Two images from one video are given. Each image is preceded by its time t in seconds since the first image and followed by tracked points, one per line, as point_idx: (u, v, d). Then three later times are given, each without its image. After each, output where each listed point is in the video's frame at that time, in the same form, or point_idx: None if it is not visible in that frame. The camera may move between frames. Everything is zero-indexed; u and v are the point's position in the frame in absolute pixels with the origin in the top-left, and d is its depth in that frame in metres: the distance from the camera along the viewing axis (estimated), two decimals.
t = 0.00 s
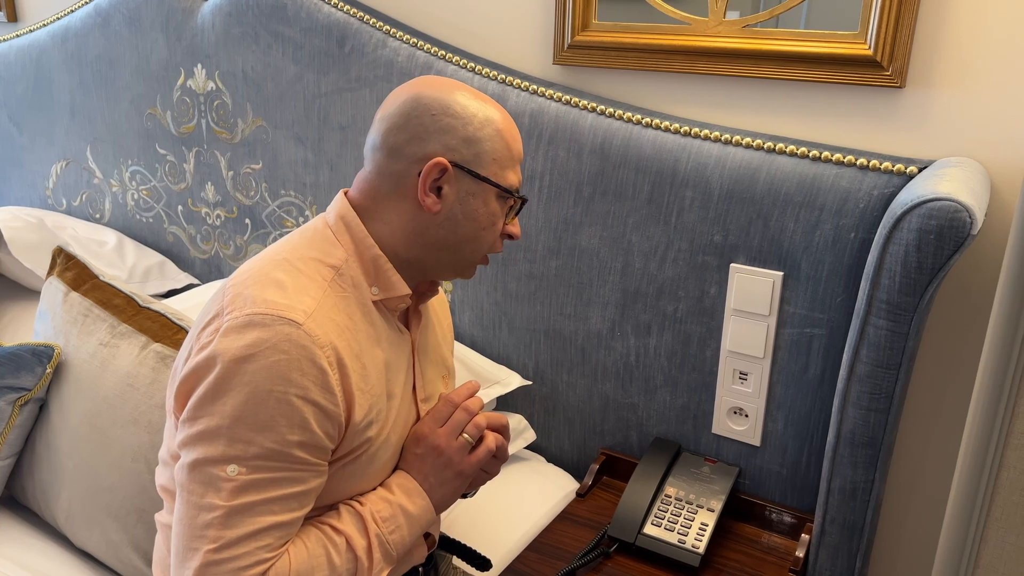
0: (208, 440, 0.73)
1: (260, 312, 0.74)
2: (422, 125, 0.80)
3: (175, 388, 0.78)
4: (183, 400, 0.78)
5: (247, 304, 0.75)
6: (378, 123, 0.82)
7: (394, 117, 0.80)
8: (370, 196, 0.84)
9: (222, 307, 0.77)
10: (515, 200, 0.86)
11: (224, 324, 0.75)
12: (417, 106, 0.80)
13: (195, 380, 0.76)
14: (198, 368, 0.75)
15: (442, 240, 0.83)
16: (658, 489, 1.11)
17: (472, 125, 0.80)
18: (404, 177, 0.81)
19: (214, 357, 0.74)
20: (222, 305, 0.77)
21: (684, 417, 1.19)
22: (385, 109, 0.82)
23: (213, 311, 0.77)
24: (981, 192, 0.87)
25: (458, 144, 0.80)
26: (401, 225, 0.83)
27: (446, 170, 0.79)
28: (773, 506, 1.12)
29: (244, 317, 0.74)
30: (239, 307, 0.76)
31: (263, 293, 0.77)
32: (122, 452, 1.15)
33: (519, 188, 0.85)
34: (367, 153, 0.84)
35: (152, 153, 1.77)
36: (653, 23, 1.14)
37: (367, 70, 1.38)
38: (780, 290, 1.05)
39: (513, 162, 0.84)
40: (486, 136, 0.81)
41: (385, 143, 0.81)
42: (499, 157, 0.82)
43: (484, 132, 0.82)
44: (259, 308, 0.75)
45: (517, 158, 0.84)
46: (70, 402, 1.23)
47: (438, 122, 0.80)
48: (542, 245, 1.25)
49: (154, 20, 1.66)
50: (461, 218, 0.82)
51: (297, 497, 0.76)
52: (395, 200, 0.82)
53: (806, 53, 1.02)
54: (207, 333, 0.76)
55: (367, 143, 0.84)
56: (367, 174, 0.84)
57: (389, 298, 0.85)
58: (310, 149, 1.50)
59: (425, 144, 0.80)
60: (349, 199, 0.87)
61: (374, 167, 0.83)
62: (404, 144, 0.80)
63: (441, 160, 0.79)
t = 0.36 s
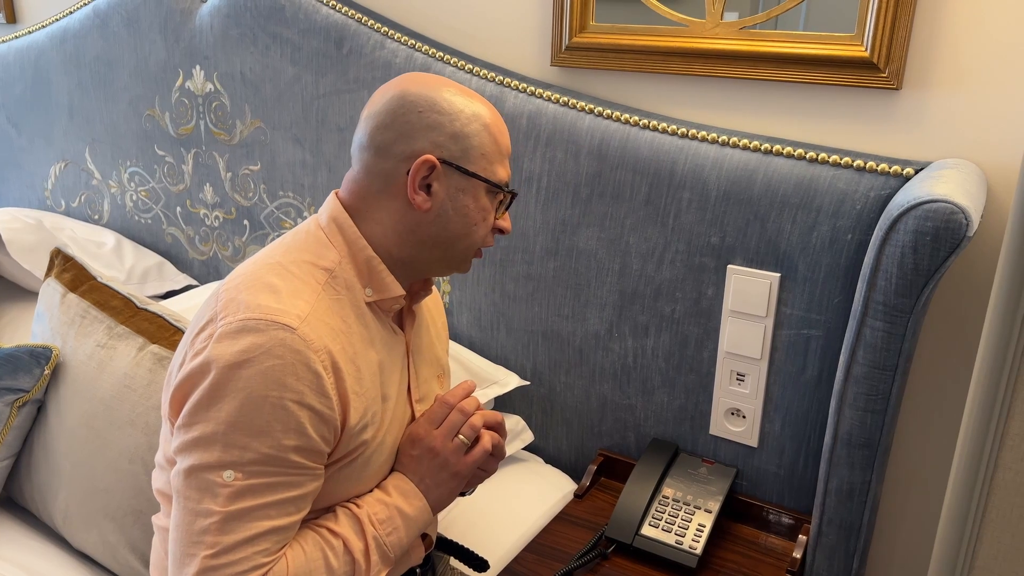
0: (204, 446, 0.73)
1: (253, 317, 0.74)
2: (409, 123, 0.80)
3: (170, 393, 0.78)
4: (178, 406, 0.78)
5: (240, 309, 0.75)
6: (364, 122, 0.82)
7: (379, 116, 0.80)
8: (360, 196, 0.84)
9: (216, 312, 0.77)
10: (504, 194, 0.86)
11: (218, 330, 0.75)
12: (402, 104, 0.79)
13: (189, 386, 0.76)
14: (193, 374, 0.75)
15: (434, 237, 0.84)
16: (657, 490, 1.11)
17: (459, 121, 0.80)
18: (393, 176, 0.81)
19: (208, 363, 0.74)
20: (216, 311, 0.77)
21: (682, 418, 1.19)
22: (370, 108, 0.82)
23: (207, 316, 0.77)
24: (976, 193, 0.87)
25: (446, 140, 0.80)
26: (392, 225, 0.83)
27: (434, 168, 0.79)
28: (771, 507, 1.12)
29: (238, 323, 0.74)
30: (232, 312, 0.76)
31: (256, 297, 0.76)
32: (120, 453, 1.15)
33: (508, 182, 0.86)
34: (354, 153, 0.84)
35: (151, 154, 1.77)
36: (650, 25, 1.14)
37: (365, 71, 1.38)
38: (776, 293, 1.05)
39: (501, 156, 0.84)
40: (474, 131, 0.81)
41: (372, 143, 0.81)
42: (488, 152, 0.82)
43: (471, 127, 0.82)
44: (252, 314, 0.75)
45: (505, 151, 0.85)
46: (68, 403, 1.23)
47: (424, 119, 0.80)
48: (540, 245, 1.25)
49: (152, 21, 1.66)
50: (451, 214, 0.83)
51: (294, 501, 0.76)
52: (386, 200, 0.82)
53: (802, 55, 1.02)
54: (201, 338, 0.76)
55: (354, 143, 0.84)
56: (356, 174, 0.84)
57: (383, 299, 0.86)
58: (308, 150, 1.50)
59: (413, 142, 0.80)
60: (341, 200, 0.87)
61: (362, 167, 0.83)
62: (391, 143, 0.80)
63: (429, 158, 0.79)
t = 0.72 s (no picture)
0: (199, 447, 0.73)
1: (248, 319, 0.74)
2: (403, 122, 0.80)
3: (167, 395, 0.79)
4: (175, 408, 0.78)
5: (236, 311, 0.75)
6: (360, 122, 0.82)
7: (373, 116, 0.80)
8: (357, 197, 0.84)
9: (212, 314, 0.77)
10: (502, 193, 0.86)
11: (214, 331, 0.75)
12: (397, 103, 0.80)
13: (185, 388, 0.76)
14: (189, 376, 0.75)
15: (431, 237, 0.83)
16: (657, 490, 1.11)
17: (454, 119, 0.80)
18: (389, 176, 0.81)
19: (204, 365, 0.74)
20: (212, 313, 0.77)
21: (682, 419, 1.19)
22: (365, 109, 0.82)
23: (203, 318, 0.78)
24: (977, 193, 0.87)
25: (441, 139, 0.80)
26: (389, 225, 0.83)
27: (429, 167, 0.79)
28: (772, 507, 1.12)
29: (233, 325, 0.74)
30: (228, 314, 0.76)
31: (251, 299, 0.76)
32: (121, 454, 1.15)
33: (505, 180, 0.85)
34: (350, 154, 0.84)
35: (151, 155, 1.77)
36: (650, 26, 1.14)
37: (365, 72, 1.38)
38: (777, 292, 1.05)
39: (498, 155, 0.84)
40: (469, 129, 0.81)
41: (367, 143, 0.81)
42: (483, 149, 0.82)
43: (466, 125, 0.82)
44: (248, 316, 0.75)
45: (501, 150, 0.85)
46: (69, 404, 1.23)
47: (418, 117, 0.80)
48: (541, 246, 1.26)
49: (153, 22, 1.66)
50: (448, 213, 0.82)
51: (290, 503, 0.76)
52: (382, 199, 0.82)
53: (803, 56, 1.02)
54: (198, 340, 0.76)
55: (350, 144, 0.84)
56: (352, 175, 0.84)
57: (381, 300, 0.86)
58: (309, 151, 1.50)
59: (407, 140, 0.80)
60: (338, 201, 0.87)
61: (359, 167, 0.83)
62: (386, 142, 0.80)
63: (423, 156, 0.79)
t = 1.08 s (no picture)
0: (200, 445, 0.73)
1: (252, 318, 0.75)
2: (428, 131, 0.79)
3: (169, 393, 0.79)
4: (177, 406, 0.78)
5: (239, 310, 0.75)
6: (382, 123, 0.81)
7: (399, 120, 0.80)
8: (369, 198, 0.84)
9: (215, 313, 0.77)
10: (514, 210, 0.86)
11: (216, 330, 0.75)
12: (425, 111, 0.79)
13: (188, 386, 0.76)
14: (191, 374, 0.75)
15: (441, 245, 0.84)
16: (658, 490, 1.11)
17: (478, 134, 0.80)
18: (408, 181, 0.81)
19: (206, 363, 0.74)
20: (215, 311, 0.77)
21: (683, 419, 1.19)
22: (391, 110, 0.81)
23: (206, 316, 0.78)
24: (978, 194, 0.87)
25: (463, 152, 0.80)
26: (401, 229, 0.83)
27: (450, 178, 0.79)
28: (772, 508, 1.12)
29: (236, 323, 0.74)
30: (231, 312, 0.76)
31: (254, 298, 0.77)
32: (122, 454, 1.15)
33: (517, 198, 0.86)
34: (367, 152, 0.83)
35: (152, 155, 1.77)
36: (652, 26, 1.14)
37: (366, 72, 1.38)
38: (778, 292, 1.05)
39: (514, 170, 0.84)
40: (491, 146, 0.81)
41: (389, 145, 0.80)
42: (502, 168, 0.82)
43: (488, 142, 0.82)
44: (250, 314, 0.75)
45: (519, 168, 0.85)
46: (69, 404, 1.23)
47: (445, 129, 0.79)
48: (541, 247, 1.26)
49: (153, 22, 1.66)
50: (461, 225, 0.83)
51: (291, 502, 0.76)
52: (397, 203, 0.82)
53: (804, 56, 1.02)
54: (200, 338, 0.76)
55: (369, 143, 0.83)
56: (367, 175, 0.83)
57: (385, 302, 0.86)
58: (310, 151, 1.50)
59: (431, 150, 0.79)
60: (345, 201, 0.87)
61: (374, 168, 0.82)
62: (410, 148, 0.80)
63: (447, 169, 0.79)
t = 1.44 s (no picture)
0: (218, 438, 0.73)
1: (274, 313, 0.75)
2: (463, 143, 0.80)
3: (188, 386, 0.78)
4: (194, 399, 0.78)
5: (261, 305, 0.76)
6: (414, 131, 0.81)
7: (433, 129, 0.80)
8: (394, 202, 0.84)
9: (237, 307, 0.77)
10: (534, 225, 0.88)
11: (238, 324, 0.75)
12: (461, 124, 0.80)
13: (206, 379, 0.76)
14: (211, 367, 0.75)
15: (463, 255, 0.84)
16: (661, 491, 1.11)
17: (509, 150, 0.81)
18: (437, 190, 0.81)
19: (227, 357, 0.74)
20: (236, 305, 0.77)
21: (685, 420, 1.19)
22: (424, 119, 0.81)
23: (227, 311, 0.78)
24: (981, 195, 0.87)
25: (494, 167, 0.81)
26: (425, 236, 0.83)
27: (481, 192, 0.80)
28: (774, 509, 1.12)
29: (259, 318, 0.74)
30: (253, 307, 0.76)
31: (277, 294, 0.77)
32: (126, 453, 1.15)
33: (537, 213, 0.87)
34: (396, 158, 0.83)
35: (154, 155, 1.78)
36: (653, 27, 1.14)
37: (368, 73, 1.38)
38: (781, 293, 1.05)
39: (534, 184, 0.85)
40: (519, 162, 0.83)
41: (421, 153, 0.80)
42: (527, 184, 0.84)
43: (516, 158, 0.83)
44: (273, 310, 0.75)
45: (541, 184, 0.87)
46: (73, 404, 1.23)
47: (478, 143, 0.80)
48: (544, 247, 1.26)
49: (156, 23, 1.67)
50: (485, 237, 0.84)
51: (303, 499, 0.76)
52: (423, 210, 0.82)
53: (808, 57, 1.02)
54: (221, 332, 0.76)
55: (398, 148, 0.83)
56: (393, 180, 0.83)
57: (402, 305, 0.86)
58: (312, 152, 1.50)
59: (464, 162, 0.80)
60: (367, 204, 0.87)
61: (402, 174, 0.82)
62: (444, 159, 0.80)
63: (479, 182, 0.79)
